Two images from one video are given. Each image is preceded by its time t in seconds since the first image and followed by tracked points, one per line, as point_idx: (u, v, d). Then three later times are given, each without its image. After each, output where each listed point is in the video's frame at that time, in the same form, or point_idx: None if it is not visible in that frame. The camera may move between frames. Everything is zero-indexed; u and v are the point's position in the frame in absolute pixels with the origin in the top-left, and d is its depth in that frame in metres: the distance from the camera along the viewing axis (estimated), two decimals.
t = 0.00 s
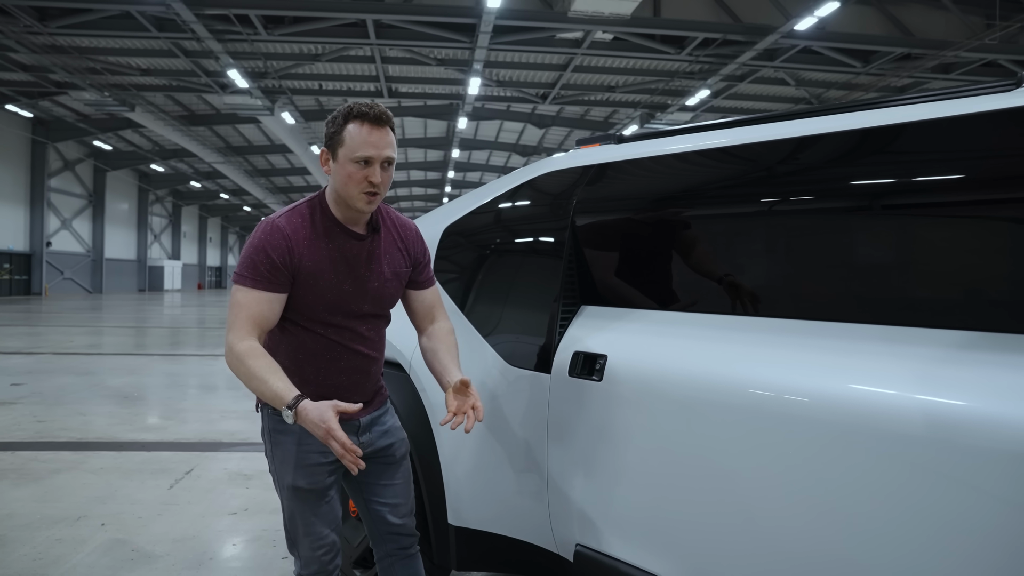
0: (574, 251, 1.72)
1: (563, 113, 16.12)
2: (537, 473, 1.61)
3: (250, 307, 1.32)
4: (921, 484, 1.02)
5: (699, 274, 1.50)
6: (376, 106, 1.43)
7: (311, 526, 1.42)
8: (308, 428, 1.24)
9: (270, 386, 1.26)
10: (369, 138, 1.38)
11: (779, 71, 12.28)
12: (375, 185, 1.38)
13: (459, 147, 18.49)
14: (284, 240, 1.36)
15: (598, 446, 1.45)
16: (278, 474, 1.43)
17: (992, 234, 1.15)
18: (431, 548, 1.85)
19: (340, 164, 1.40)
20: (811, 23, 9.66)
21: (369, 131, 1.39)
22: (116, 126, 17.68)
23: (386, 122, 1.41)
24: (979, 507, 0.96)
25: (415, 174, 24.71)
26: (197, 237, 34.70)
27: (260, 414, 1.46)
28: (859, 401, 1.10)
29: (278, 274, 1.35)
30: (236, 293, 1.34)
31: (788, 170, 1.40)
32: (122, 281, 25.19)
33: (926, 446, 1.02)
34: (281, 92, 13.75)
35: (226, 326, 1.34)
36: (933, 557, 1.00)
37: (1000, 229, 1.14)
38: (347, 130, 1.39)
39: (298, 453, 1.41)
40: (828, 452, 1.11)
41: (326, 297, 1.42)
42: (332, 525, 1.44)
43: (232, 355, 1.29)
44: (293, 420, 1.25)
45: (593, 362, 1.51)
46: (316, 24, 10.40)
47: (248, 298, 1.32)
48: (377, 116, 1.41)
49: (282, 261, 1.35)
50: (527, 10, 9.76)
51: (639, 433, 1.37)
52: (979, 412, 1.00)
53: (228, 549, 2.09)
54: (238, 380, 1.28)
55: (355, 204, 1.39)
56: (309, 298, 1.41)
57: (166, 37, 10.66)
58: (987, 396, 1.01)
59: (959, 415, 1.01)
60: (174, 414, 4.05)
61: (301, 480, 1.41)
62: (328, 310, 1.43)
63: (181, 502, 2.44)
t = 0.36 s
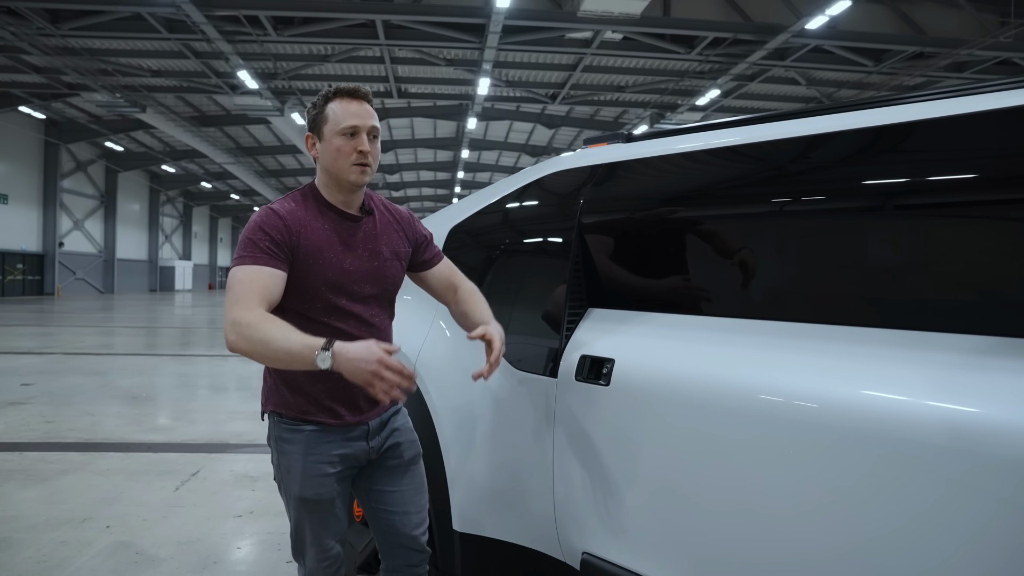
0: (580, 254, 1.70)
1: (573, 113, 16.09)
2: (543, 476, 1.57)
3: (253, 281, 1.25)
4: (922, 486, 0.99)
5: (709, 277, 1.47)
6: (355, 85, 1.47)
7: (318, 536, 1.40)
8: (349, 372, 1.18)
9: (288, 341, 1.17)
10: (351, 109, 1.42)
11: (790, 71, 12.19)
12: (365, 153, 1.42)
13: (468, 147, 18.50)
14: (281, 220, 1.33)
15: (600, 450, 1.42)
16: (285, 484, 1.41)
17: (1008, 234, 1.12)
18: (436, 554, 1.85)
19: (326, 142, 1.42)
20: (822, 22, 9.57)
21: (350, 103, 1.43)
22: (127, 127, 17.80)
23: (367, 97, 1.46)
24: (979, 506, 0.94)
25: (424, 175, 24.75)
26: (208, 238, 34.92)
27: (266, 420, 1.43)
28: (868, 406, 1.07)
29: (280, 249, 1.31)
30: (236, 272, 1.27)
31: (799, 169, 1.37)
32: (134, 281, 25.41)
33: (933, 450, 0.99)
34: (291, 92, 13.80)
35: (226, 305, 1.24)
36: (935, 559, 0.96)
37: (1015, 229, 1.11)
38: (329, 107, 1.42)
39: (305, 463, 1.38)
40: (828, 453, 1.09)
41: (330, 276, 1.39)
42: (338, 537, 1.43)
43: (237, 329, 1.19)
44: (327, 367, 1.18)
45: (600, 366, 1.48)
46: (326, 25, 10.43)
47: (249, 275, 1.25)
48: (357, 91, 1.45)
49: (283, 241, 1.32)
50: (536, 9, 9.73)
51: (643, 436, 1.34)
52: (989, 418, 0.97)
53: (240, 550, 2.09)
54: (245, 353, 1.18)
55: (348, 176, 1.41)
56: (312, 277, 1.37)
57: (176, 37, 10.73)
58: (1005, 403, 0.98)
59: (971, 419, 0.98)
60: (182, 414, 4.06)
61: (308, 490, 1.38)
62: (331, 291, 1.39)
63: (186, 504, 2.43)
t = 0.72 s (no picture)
0: (586, 257, 1.67)
1: (580, 113, 16.05)
2: (548, 484, 1.55)
3: (278, 290, 1.23)
4: (921, 488, 0.98)
5: (717, 284, 1.43)
6: (382, 82, 1.43)
7: (330, 553, 1.41)
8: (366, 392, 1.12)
9: (311, 360, 1.15)
10: (379, 110, 1.38)
11: (799, 70, 12.09)
12: (389, 157, 1.39)
13: (476, 147, 18.48)
14: (308, 224, 1.30)
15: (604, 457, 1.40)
16: (299, 500, 1.40)
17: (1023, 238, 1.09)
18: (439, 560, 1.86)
19: (351, 141, 1.39)
20: (832, 21, 9.49)
21: (378, 103, 1.39)
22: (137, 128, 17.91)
23: (394, 97, 1.42)
24: (979, 505, 0.93)
25: (432, 175, 24.76)
26: (216, 238, 35.09)
27: (283, 432, 1.42)
28: (878, 417, 1.05)
29: (309, 255, 1.28)
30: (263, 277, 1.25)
31: (809, 172, 1.34)
32: (143, 281, 25.57)
33: (943, 460, 0.97)
34: (298, 93, 13.83)
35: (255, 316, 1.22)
36: (937, 560, 0.95)
37: None
38: (356, 106, 1.39)
39: (320, 483, 1.37)
40: (829, 459, 1.07)
41: (360, 281, 1.36)
42: (350, 556, 1.43)
43: (270, 341, 1.18)
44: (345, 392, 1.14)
45: (607, 375, 1.45)
46: (333, 26, 10.45)
47: (275, 283, 1.24)
48: (384, 90, 1.41)
49: (310, 246, 1.29)
50: (544, 9, 9.69)
51: (646, 442, 1.32)
52: (1002, 427, 0.95)
53: (250, 552, 2.11)
54: (275, 369, 1.17)
55: (372, 180, 1.39)
56: (342, 284, 1.34)
57: (184, 39, 10.79)
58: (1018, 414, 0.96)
59: (988, 431, 0.96)
60: (189, 416, 4.06)
61: (322, 509, 1.38)
62: (360, 295, 1.36)
63: (190, 508, 2.43)
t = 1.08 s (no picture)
0: (590, 260, 1.65)
1: (587, 113, 16.03)
2: (552, 493, 1.53)
3: (302, 306, 1.20)
4: (919, 491, 0.97)
5: (722, 289, 1.41)
6: (435, 88, 1.37)
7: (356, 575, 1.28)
8: (382, 449, 1.16)
9: (335, 399, 1.14)
10: (430, 118, 1.32)
11: (806, 70, 12.00)
12: (435, 167, 1.33)
13: (482, 147, 18.48)
14: (339, 231, 1.25)
15: (608, 463, 1.39)
16: (322, 517, 1.29)
17: None
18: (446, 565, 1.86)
19: (397, 147, 1.33)
20: (840, 20, 9.41)
21: (429, 110, 1.33)
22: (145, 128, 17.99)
23: (446, 104, 1.36)
24: (980, 506, 0.92)
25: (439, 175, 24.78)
26: (224, 239, 35.26)
27: (309, 447, 1.34)
28: (884, 426, 1.04)
29: (335, 266, 1.23)
30: (292, 287, 1.21)
31: (818, 175, 1.32)
32: (150, 281, 25.71)
33: (950, 468, 0.96)
34: (305, 94, 13.86)
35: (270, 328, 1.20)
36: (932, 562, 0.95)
37: None
38: (403, 111, 1.32)
39: (351, 496, 1.27)
40: (831, 466, 1.06)
41: (391, 294, 1.29)
42: None
43: (284, 360, 1.16)
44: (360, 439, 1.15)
45: (612, 381, 1.43)
46: (340, 26, 10.48)
47: (300, 297, 1.20)
48: (436, 97, 1.35)
49: (336, 254, 1.23)
50: (550, 9, 9.67)
51: (648, 446, 1.31)
52: (1010, 436, 0.94)
53: (256, 555, 2.11)
54: (286, 389, 1.15)
55: (416, 189, 1.32)
56: (370, 297, 1.28)
57: (192, 40, 10.84)
58: None
59: (1000, 441, 0.94)
60: (195, 418, 4.06)
61: (352, 524, 1.27)
62: (392, 308, 1.29)
63: (194, 511, 2.42)
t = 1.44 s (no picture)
0: (591, 264, 1.65)
1: (593, 113, 16.00)
2: (552, 500, 1.52)
3: (283, 309, 1.16)
4: (914, 496, 0.97)
5: (723, 293, 1.39)
6: (411, 79, 1.33)
7: None
8: (367, 452, 1.12)
9: (317, 400, 1.11)
10: (411, 113, 1.28)
11: (813, 69, 11.94)
12: (418, 163, 1.29)
13: (489, 147, 18.48)
14: (319, 230, 1.21)
15: (605, 469, 1.39)
16: (311, 529, 1.25)
17: None
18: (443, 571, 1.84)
19: (377, 144, 1.29)
20: (846, 19, 9.36)
21: (408, 105, 1.29)
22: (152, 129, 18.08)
23: (422, 97, 1.32)
24: (976, 513, 0.91)
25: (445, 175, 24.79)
26: (231, 239, 35.39)
27: (294, 455, 1.28)
28: (887, 433, 1.02)
29: (315, 267, 1.19)
30: (270, 291, 1.17)
31: (824, 178, 1.31)
32: (158, 282, 25.82)
33: (948, 475, 0.95)
34: (312, 94, 13.89)
35: (247, 336, 1.16)
36: (926, 564, 0.94)
37: None
38: (383, 107, 1.28)
39: (344, 507, 1.24)
40: (830, 472, 1.05)
41: (375, 295, 1.26)
42: None
43: (264, 371, 1.12)
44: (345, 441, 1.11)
45: (611, 387, 1.42)
46: (345, 27, 10.50)
47: (279, 300, 1.16)
48: (413, 89, 1.31)
49: (318, 255, 1.20)
50: (555, 10, 9.65)
51: (647, 452, 1.30)
52: (1009, 444, 0.93)
53: (260, 557, 2.11)
54: (267, 397, 1.11)
55: (398, 188, 1.29)
56: (354, 298, 1.24)
57: (198, 41, 10.88)
58: None
59: (1003, 450, 0.93)
60: (199, 419, 4.07)
61: (346, 536, 1.24)
62: (378, 308, 1.26)
63: (197, 513, 2.43)
